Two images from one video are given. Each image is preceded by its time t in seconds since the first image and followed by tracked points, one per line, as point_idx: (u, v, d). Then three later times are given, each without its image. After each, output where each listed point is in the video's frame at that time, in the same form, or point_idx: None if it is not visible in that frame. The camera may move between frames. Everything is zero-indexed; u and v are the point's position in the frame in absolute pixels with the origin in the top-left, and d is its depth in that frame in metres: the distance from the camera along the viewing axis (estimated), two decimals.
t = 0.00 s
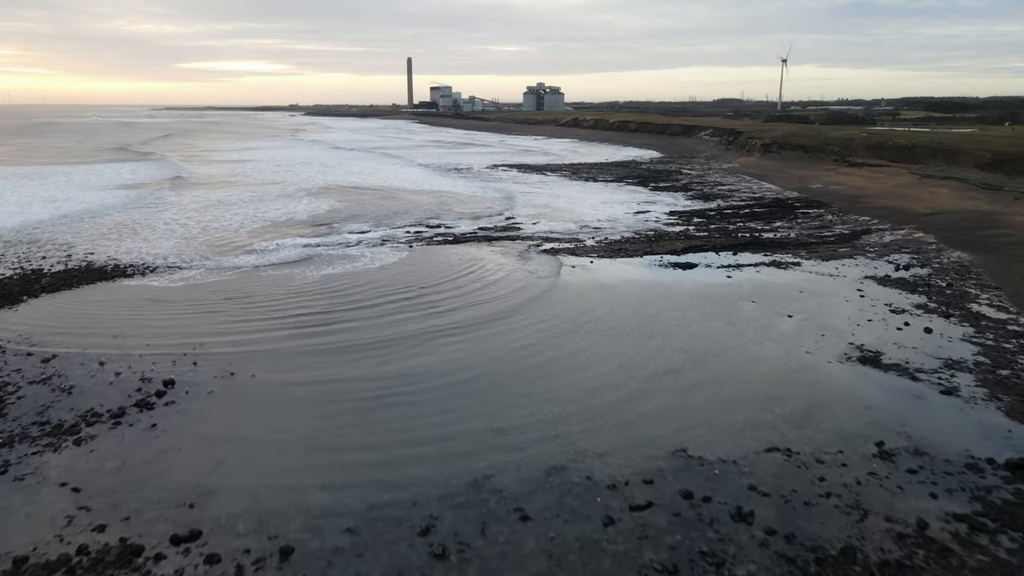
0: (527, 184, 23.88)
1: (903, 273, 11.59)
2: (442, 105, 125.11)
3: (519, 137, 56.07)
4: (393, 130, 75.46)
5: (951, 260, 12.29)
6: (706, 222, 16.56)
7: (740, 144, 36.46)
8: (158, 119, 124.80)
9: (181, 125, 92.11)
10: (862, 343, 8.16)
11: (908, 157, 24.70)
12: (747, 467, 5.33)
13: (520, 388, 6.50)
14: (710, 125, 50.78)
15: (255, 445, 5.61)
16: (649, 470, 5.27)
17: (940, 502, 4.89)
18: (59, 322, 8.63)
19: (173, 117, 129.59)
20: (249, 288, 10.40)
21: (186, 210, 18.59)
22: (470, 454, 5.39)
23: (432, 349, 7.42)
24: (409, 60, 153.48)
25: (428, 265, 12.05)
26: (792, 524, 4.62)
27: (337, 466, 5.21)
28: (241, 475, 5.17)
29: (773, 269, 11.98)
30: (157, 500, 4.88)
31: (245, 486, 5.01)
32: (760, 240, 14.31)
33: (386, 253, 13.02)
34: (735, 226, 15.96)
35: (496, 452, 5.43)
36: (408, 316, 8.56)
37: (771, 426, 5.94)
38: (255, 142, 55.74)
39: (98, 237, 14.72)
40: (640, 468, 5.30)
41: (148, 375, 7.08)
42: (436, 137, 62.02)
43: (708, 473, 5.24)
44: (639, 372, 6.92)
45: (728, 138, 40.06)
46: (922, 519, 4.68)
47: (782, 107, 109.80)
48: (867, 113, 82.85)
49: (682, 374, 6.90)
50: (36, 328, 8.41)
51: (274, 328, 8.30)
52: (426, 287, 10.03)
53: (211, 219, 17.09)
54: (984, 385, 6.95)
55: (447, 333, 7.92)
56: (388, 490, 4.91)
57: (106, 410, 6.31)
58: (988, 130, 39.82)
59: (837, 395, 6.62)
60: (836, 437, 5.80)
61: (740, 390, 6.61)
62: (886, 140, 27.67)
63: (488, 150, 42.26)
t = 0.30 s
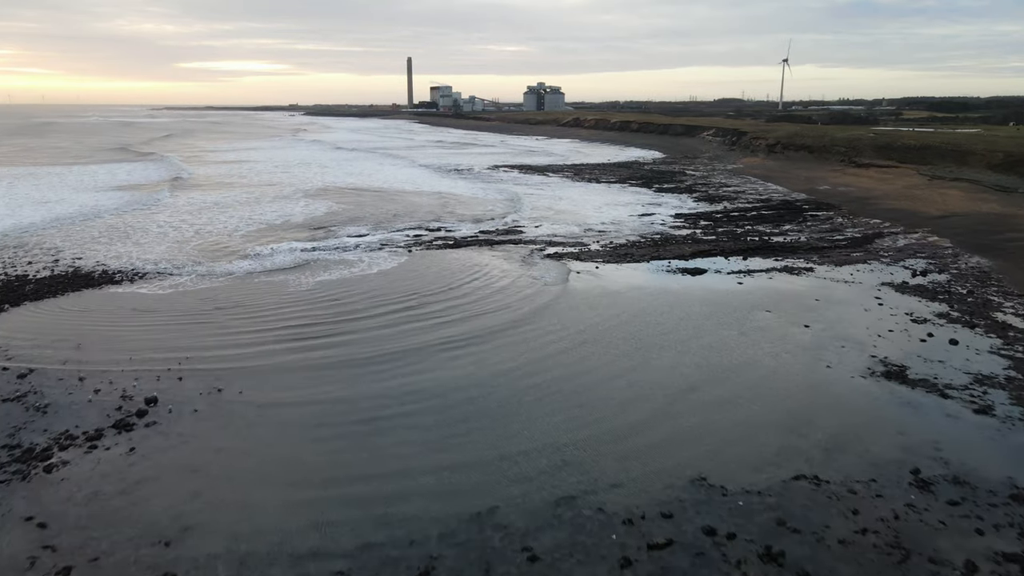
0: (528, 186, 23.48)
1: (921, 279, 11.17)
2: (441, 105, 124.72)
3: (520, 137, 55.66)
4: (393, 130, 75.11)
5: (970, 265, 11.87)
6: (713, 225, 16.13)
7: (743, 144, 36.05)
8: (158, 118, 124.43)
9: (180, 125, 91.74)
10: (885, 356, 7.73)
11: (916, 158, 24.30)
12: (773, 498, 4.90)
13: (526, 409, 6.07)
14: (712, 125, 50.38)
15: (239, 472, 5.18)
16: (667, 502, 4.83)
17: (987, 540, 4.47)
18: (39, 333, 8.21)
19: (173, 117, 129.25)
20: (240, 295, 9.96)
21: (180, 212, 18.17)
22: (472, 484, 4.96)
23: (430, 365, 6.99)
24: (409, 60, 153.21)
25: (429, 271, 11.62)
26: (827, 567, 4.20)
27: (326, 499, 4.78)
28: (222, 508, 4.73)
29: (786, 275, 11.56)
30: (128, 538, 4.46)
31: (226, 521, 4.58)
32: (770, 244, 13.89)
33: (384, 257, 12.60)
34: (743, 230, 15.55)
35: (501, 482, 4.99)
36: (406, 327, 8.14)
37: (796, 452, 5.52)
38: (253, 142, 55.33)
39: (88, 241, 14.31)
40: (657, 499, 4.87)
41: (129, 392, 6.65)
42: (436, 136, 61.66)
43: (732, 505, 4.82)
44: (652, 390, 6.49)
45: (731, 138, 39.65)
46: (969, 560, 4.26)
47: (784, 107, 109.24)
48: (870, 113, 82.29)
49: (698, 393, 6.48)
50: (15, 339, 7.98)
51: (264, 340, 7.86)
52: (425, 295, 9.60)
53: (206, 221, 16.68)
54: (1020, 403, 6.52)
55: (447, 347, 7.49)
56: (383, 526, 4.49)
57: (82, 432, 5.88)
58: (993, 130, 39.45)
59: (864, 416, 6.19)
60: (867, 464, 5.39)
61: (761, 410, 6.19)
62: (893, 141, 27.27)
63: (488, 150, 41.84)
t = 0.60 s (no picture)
0: (530, 187, 23.07)
1: (941, 286, 10.73)
2: (442, 105, 124.34)
3: (520, 137, 55.27)
4: (393, 130, 74.68)
5: (990, 271, 11.43)
6: (721, 228, 15.71)
7: (747, 144, 35.60)
8: (156, 119, 123.90)
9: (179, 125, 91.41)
10: (912, 371, 7.29)
11: (925, 158, 23.86)
12: (804, 536, 4.47)
13: (533, 433, 5.64)
14: (715, 125, 49.93)
15: (218, 506, 4.74)
16: (688, 540, 4.40)
17: None
18: (16, 345, 7.80)
19: (172, 117, 128.68)
20: (231, 304, 9.53)
21: (174, 214, 17.75)
22: (473, 520, 4.53)
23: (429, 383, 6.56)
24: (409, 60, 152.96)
25: (429, 277, 11.21)
26: None
27: (313, 540, 4.34)
28: (200, 548, 4.31)
29: (799, 281, 11.14)
30: None
31: (203, 563, 4.16)
32: (780, 248, 13.48)
33: (382, 263, 12.19)
34: (752, 233, 15.14)
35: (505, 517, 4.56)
36: (403, 339, 7.71)
37: (824, 482, 5.09)
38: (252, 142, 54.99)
39: (77, 245, 13.90)
40: (677, 537, 4.44)
41: (107, 412, 6.23)
42: (436, 136, 61.14)
43: (759, 543, 4.39)
44: (668, 412, 6.06)
45: (734, 138, 39.22)
46: None
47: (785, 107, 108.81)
48: (873, 113, 81.71)
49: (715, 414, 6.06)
50: None
51: (254, 354, 7.43)
52: (425, 304, 9.16)
53: (199, 225, 16.27)
54: None
55: (447, 362, 7.05)
56: (375, 569, 4.06)
57: (54, 456, 5.47)
58: (1000, 130, 38.98)
59: (897, 441, 5.76)
60: (901, 496, 4.96)
61: (783, 433, 5.77)
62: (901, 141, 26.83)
63: (489, 151, 41.41)
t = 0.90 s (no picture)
0: (532, 189, 22.63)
1: (961, 293, 10.32)
2: (442, 105, 123.88)
3: (521, 137, 54.82)
4: (393, 130, 74.19)
5: (1011, 277, 11.02)
6: (729, 232, 15.28)
7: (752, 144, 35.17)
8: (156, 119, 123.53)
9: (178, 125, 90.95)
10: (942, 388, 6.86)
11: (934, 159, 23.44)
12: None
13: (542, 462, 5.22)
14: (718, 125, 49.47)
15: (196, 549, 4.30)
16: None
17: None
18: None
19: (171, 117, 128.36)
20: (221, 313, 9.08)
21: (167, 217, 17.33)
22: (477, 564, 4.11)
23: (429, 403, 6.12)
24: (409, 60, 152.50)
25: (429, 283, 10.80)
26: None
27: None
28: None
29: (813, 288, 10.73)
30: None
31: None
32: (792, 253, 13.08)
33: (380, 269, 11.77)
34: (761, 237, 14.74)
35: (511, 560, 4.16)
36: (400, 354, 7.28)
37: (859, 516, 4.68)
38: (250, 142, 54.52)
39: (65, 249, 13.46)
40: None
41: (83, 434, 5.79)
42: (436, 136, 60.66)
43: None
44: (688, 438, 5.64)
45: (738, 138, 38.79)
46: None
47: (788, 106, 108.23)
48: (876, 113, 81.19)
49: (738, 438, 5.67)
50: None
51: (243, 369, 6.99)
52: (424, 315, 8.72)
53: (193, 228, 15.82)
54: None
55: (448, 380, 6.62)
56: None
57: (22, 486, 5.04)
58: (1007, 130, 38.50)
59: (933, 468, 5.34)
60: (944, 531, 4.54)
61: (811, 460, 5.37)
62: (909, 141, 26.41)
63: (490, 151, 40.97)
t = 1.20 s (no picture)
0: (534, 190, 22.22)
1: (984, 301, 9.89)
2: (442, 105, 123.49)
3: (522, 137, 54.45)
4: (392, 130, 73.80)
5: None
6: (737, 236, 14.87)
7: (755, 145, 34.76)
8: (154, 119, 122.93)
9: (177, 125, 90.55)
10: (974, 407, 6.43)
11: (943, 160, 23.03)
12: None
13: (552, 496, 4.80)
14: (720, 125, 49.07)
15: None
16: None
17: None
18: None
19: (170, 117, 127.77)
20: (210, 323, 8.63)
21: (160, 219, 16.89)
22: None
23: (428, 427, 5.68)
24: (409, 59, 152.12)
25: (430, 290, 10.37)
26: None
27: None
28: None
29: (830, 296, 10.29)
30: None
31: None
32: (804, 258, 12.65)
33: (379, 275, 11.35)
34: (771, 241, 14.31)
35: None
36: (398, 369, 6.86)
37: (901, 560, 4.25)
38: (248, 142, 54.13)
39: (53, 254, 13.03)
40: None
41: (54, 459, 5.31)
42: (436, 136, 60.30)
43: None
44: (709, 468, 5.24)
45: (741, 138, 38.38)
46: None
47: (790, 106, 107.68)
48: (880, 114, 80.94)
49: (763, 469, 5.25)
50: None
51: (229, 385, 6.53)
52: (424, 326, 8.29)
53: (186, 231, 15.40)
54: None
55: (449, 400, 6.18)
56: None
57: None
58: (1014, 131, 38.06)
59: (976, 501, 4.91)
60: None
61: (844, 495, 4.95)
62: (917, 142, 25.99)
63: (490, 151, 40.55)
